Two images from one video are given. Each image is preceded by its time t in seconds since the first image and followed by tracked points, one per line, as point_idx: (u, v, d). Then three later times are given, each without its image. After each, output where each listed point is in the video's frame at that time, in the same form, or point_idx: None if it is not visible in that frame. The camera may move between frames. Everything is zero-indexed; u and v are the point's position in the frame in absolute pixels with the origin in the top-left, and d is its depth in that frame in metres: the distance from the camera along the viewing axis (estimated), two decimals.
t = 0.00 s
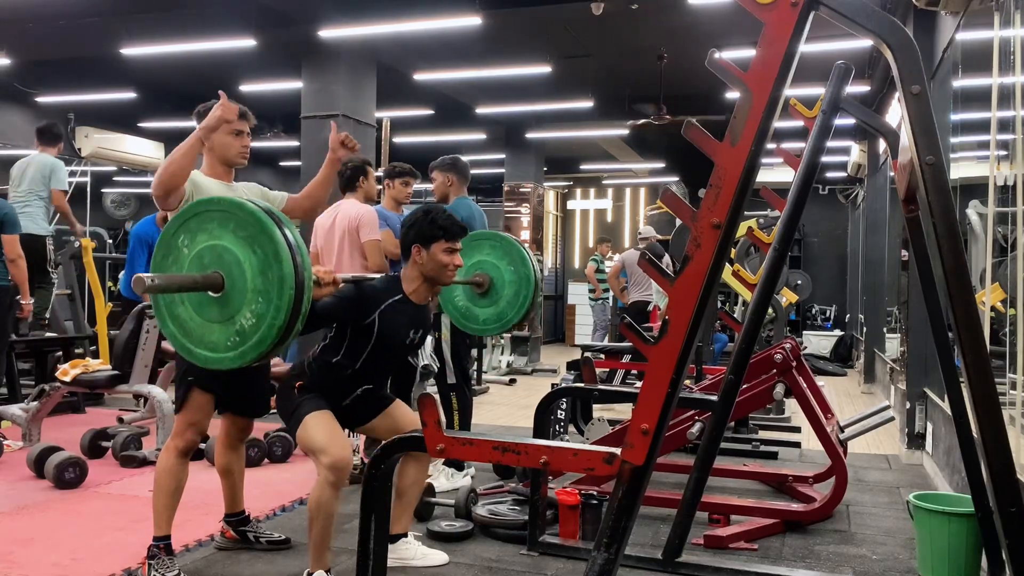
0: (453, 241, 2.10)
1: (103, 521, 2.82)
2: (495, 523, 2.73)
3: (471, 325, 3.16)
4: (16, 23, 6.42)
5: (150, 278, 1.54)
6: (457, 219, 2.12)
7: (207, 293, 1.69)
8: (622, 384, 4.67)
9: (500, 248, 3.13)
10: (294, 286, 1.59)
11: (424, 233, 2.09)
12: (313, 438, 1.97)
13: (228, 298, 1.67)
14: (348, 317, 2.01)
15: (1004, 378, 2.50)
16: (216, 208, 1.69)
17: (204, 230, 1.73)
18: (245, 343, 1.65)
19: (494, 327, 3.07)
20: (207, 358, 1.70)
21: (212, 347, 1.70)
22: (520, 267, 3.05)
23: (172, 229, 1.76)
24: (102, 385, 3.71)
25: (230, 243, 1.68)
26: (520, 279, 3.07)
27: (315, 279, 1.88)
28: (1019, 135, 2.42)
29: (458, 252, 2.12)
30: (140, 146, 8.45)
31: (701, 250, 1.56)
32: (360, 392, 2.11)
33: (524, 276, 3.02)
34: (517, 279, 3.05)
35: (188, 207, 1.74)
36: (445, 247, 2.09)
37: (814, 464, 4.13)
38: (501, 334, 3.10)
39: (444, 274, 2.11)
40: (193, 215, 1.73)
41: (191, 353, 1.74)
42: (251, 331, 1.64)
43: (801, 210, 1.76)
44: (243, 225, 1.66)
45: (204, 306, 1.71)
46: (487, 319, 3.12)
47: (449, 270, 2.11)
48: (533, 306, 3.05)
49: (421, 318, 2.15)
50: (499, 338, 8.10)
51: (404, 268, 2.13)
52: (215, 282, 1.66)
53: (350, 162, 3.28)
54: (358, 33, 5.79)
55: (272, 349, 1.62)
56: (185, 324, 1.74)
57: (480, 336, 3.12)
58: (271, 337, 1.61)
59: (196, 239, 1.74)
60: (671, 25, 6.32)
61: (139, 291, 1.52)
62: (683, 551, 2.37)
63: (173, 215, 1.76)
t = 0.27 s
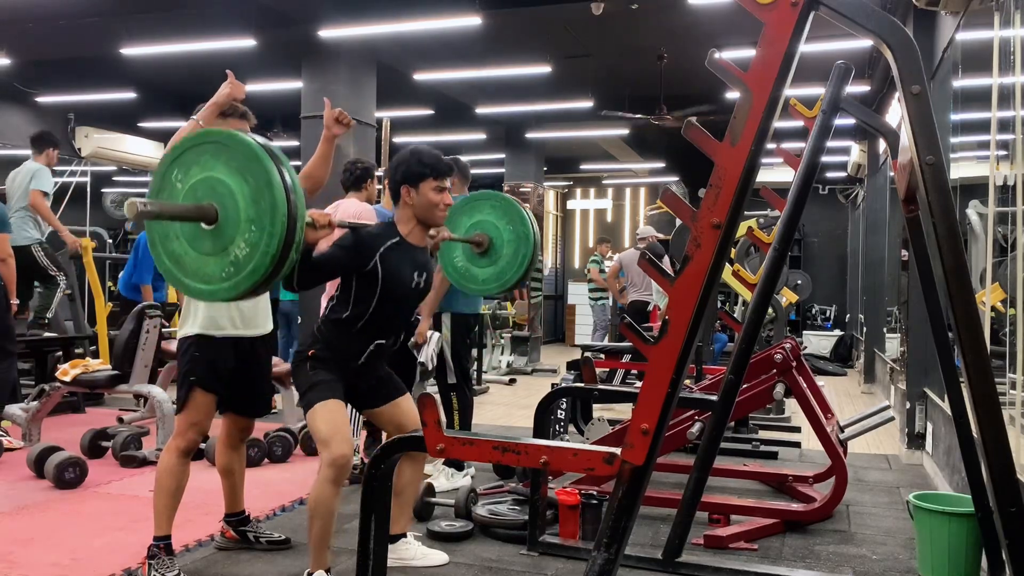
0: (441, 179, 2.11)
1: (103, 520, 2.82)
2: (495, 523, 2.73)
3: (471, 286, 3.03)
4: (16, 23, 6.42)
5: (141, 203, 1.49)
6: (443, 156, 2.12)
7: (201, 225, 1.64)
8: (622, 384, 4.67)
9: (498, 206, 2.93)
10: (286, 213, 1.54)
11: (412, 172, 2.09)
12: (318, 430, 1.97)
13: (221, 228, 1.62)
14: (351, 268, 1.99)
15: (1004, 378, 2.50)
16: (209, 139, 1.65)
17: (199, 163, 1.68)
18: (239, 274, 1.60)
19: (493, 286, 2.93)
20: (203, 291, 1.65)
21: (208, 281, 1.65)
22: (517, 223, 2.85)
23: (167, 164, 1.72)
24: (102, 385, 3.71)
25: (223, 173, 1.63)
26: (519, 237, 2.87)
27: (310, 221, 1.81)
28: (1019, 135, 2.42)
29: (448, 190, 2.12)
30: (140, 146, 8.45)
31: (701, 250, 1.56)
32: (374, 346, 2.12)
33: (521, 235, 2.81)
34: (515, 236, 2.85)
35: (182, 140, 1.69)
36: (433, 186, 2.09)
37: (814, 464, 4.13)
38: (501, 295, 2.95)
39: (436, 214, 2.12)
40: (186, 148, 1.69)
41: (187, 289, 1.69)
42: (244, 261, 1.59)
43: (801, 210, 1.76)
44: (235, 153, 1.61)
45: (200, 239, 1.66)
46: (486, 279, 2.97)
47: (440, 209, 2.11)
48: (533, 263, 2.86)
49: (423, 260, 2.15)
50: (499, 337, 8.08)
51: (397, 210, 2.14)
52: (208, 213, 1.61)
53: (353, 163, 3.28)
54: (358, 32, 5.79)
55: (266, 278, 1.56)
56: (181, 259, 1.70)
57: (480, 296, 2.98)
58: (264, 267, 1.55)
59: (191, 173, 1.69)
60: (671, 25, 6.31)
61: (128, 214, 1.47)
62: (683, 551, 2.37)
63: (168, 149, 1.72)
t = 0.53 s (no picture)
0: (434, 124, 2.16)
1: (102, 521, 2.82)
2: (495, 523, 2.73)
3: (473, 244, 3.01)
4: (16, 23, 6.42)
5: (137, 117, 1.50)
6: (436, 100, 2.17)
7: (197, 148, 1.65)
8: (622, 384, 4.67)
9: (494, 164, 2.95)
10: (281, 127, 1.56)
11: (407, 116, 2.15)
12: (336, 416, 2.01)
13: (217, 151, 1.63)
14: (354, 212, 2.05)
15: (1004, 378, 2.50)
16: (201, 65, 1.67)
17: (192, 92, 1.71)
18: (236, 193, 1.61)
19: (494, 243, 2.92)
20: (201, 215, 1.66)
21: (205, 205, 1.66)
22: (516, 180, 2.85)
23: (159, 95, 1.74)
24: (102, 385, 3.71)
25: (217, 96, 1.65)
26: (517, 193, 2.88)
27: (305, 160, 1.81)
28: (1019, 135, 2.42)
29: (441, 135, 2.18)
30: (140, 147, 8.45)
31: (701, 250, 1.56)
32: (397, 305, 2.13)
33: (520, 188, 2.83)
34: (512, 192, 2.86)
35: (176, 69, 1.71)
36: (427, 131, 2.16)
37: (814, 464, 4.13)
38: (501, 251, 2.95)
39: (429, 157, 2.18)
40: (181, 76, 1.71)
41: (184, 215, 1.70)
42: (241, 180, 1.60)
43: (801, 210, 1.76)
44: (228, 76, 1.63)
45: (195, 163, 1.68)
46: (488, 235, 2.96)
47: (433, 153, 2.17)
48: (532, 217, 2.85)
49: (422, 202, 2.20)
50: (498, 337, 8.06)
51: (392, 154, 2.20)
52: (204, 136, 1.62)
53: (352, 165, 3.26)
54: (359, 32, 5.79)
55: (264, 196, 1.58)
56: (177, 186, 1.71)
57: (483, 253, 2.97)
58: (262, 182, 1.57)
59: (183, 101, 1.71)
60: (671, 25, 6.31)
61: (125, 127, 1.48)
62: (683, 551, 2.37)
63: (160, 81, 1.74)
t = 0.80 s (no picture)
0: (447, 195, 2.10)
1: (103, 521, 2.82)
2: (495, 523, 2.73)
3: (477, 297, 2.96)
4: (16, 23, 6.42)
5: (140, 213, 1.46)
6: (448, 171, 2.10)
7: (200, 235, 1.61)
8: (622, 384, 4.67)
9: (497, 213, 2.89)
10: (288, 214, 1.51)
11: (419, 186, 2.09)
12: (330, 436, 1.98)
13: (222, 237, 1.59)
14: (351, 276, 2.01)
15: (1004, 378, 2.50)
16: (201, 148, 1.62)
17: (192, 174, 1.65)
18: (242, 281, 1.56)
19: (494, 297, 2.86)
20: (208, 303, 1.61)
21: (211, 291, 1.61)
22: (519, 232, 2.80)
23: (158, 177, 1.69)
24: (102, 385, 3.71)
25: (219, 180, 1.60)
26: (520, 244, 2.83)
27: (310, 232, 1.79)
28: (1019, 135, 2.42)
29: (453, 207, 2.13)
30: (140, 146, 8.45)
31: (701, 250, 1.56)
32: (374, 362, 2.12)
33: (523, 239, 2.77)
34: (516, 244, 2.80)
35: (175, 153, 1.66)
36: (439, 202, 2.10)
37: (814, 464, 4.14)
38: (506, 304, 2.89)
39: (440, 230, 2.12)
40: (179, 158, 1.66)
41: (188, 301, 1.65)
42: (247, 268, 1.56)
43: (801, 210, 1.76)
44: (230, 159, 1.58)
45: (199, 250, 1.63)
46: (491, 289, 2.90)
47: (445, 225, 2.12)
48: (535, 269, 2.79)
49: (421, 273, 2.16)
50: (498, 338, 8.10)
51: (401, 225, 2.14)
52: (207, 222, 1.57)
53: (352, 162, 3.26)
54: (359, 32, 5.79)
55: (273, 281, 1.53)
56: (181, 271, 1.66)
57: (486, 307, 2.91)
58: (269, 270, 1.52)
59: (184, 184, 1.66)
60: (670, 25, 6.32)
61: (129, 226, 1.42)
62: (683, 551, 2.37)
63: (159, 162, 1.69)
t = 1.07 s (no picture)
0: (455, 268, 2.09)
1: (103, 521, 2.82)
2: (495, 523, 2.73)
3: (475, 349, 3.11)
4: (16, 23, 6.41)
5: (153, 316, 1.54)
6: (457, 245, 2.10)
7: (209, 328, 1.69)
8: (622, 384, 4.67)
9: (500, 269, 3.10)
10: (294, 317, 1.59)
11: (425, 261, 2.08)
12: (322, 446, 1.98)
13: (229, 332, 1.67)
14: (350, 346, 1.99)
15: (1004, 379, 2.50)
16: (214, 243, 1.70)
17: (204, 267, 1.73)
18: (248, 376, 1.64)
19: (495, 350, 3.03)
20: (211, 394, 1.69)
21: (215, 384, 1.70)
22: (522, 287, 3.01)
23: (171, 267, 1.77)
24: (102, 385, 3.71)
25: (230, 277, 1.68)
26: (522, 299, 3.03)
27: (316, 309, 1.91)
28: (1019, 134, 2.42)
29: (460, 279, 2.11)
30: (140, 146, 8.45)
31: (701, 249, 1.56)
32: (361, 420, 2.11)
33: (527, 295, 2.97)
34: (519, 299, 3.00)
35: (189, 244, 1.74)
36: (448, 274, 2.08)
37: (814, 464, 4.13)
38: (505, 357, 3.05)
39: (447, 302, 2.10)
40: (193, 250, 1.74)
41: (196, 388, 1.74)
42: (253, 364, 1.64)
43: (801, 210, 1.76)
44: (241, 258, 1.66)
45: (207, 341, 1.71)
46: (491, 341, 3.06)
47: (452, 296, 2.10)
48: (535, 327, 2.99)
49: (422, 346, 2.14)
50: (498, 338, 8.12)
51: (407, 296, 2.12)
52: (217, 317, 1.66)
53: (351, 162, 3.26)
54: (358, 33, 5.79)
55: (275, 382, 1.61)
56: (189, 359, 1.74)
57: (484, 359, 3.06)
58: (274, 369, 1.60)
59: (196, 276, 1.74)
60: (670, 25, 6.32)
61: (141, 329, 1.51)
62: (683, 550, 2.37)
63: (172, 252, 1.77)
